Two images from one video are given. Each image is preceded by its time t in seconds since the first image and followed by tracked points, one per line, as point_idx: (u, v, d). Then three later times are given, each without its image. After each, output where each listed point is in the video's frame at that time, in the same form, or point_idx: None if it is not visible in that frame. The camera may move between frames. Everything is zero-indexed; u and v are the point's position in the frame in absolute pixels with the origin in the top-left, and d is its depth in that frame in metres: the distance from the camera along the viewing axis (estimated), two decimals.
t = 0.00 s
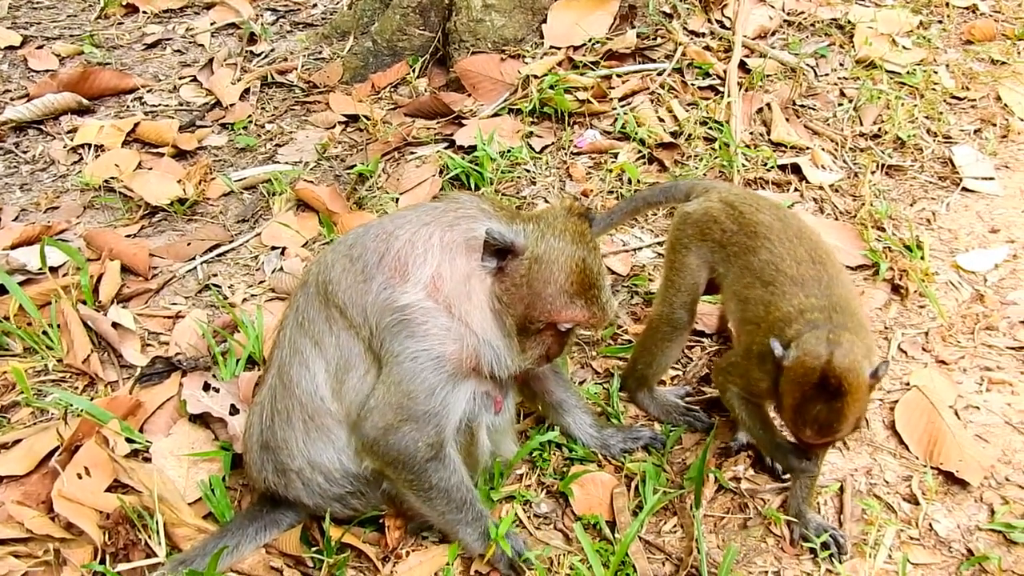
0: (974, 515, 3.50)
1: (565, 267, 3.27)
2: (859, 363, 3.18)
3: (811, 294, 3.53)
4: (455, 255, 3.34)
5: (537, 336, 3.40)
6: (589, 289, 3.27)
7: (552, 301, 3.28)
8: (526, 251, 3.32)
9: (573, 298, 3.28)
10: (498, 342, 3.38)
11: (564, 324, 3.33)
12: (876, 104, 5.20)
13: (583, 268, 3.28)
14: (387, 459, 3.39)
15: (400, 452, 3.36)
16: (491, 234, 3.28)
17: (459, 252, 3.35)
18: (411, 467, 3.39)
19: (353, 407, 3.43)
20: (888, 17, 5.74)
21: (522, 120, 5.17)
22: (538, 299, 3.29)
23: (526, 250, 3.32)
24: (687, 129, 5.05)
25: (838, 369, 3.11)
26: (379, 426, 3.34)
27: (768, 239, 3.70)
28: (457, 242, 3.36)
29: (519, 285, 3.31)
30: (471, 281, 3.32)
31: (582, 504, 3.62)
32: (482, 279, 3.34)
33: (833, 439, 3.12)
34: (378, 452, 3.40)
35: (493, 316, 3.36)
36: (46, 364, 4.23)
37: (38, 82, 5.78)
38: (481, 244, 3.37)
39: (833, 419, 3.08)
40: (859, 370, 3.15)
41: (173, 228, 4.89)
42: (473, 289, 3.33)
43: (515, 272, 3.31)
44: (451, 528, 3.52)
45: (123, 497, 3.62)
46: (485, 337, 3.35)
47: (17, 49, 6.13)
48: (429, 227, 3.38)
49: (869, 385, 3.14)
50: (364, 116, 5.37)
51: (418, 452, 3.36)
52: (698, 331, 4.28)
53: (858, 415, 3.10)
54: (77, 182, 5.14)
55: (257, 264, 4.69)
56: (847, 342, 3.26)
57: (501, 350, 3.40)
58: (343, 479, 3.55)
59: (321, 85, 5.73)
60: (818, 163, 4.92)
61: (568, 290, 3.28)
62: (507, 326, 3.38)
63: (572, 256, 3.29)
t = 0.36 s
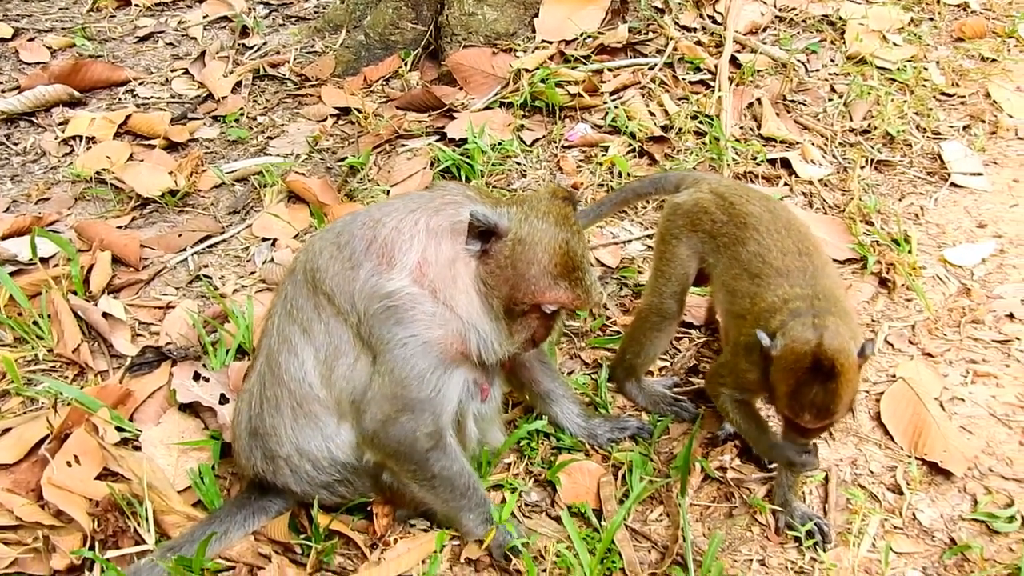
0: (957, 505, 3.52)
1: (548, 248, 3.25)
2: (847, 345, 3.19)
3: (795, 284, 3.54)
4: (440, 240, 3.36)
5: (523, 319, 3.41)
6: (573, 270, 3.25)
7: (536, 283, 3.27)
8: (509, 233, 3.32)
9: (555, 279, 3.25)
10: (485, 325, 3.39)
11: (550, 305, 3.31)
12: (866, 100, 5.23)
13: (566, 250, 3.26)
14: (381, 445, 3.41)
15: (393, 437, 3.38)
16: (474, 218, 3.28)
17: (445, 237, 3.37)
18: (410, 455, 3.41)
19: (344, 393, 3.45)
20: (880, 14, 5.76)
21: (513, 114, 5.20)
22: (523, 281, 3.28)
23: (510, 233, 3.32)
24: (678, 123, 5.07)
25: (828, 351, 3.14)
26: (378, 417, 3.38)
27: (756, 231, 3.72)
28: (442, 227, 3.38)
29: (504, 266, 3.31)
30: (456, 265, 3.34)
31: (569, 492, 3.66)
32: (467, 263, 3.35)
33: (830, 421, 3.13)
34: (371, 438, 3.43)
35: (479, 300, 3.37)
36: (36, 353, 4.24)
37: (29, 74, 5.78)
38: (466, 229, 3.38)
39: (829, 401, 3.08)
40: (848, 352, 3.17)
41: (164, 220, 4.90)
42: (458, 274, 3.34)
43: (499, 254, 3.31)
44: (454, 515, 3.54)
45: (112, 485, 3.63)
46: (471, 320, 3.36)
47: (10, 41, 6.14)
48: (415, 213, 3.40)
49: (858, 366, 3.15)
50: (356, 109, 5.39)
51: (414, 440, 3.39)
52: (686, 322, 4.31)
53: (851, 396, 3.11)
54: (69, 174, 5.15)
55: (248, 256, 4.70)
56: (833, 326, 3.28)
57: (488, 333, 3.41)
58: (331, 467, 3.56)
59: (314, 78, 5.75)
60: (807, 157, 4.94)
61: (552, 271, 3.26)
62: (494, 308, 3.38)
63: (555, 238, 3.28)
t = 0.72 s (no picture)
0: (929, 490, 3.56)
1: (534, 236, 3.35)
2: (829, 348, 3.11)
3: (764, 292, 3.47)
4: (422, 225, 3.37)
5: (508, 307, 3.47)
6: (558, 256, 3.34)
7: (523, 271, 3.35)
8: (493, 222, 3.37)
9: (542, 266, 3.35)
10: (465, 311, 3.43)
11: (536, 293, 3.40)
12: (844, 88, 5.25)
13: (551, 237, 3.35)
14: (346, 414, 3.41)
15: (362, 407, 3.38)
16: (459, 207, 3.33)
17: (426, 223, 3.39)
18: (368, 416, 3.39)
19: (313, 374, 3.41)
20: (858, 2, 5.78)
21: (492, 99, 5.19)
22: (509, 269, 3.35)
23: (494, 221, 3.37)
24: (656, 109, 5.07)
25: (816, 354, 3.04)
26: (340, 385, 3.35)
27: (726, 231, 3.70)
28: (423, 213, 3.39)
29: (489, 256, 3.37)
30: (438, 252, 3.37)
31: (544, 477, 3.67)
32: (449, 250, 3.39)
33: (818, 425, 3.05)
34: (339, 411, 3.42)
35: (460, 286, 3.41)
36: (11, 335, 4.21)
37: (6, 54, 5.73)
38: (448, 217, 3.41)
39: (817, 406, 2.99)
40: (833, 355, 3.09)
41: (141, 202, 4.88)
42: (440, 259, 3.37)
43: (484, 244, 3.36)
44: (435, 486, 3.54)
45: (87, 468, 3.64)
46: (451, 305, 3.39)
47: None
48: (396, 197, 3.40)
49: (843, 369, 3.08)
50: (335, 92, 5.37)
51: (373, 400, 3.37)
52: (662, 308, 4.33)
53: (837, 399, 3.03)
54: (45, 155, 5.11)
55: (225, 239, 4.68)
56: (817, 331, 3.17)
57: (468, 317, 3.45)
58: (308, 448, 3.56)
59: (293, 61, 5.72)
60: (785, 144, 4.96)
61: (537, 259, 3.35)
62: (475, 295, 3.43)
63: (540, 226, 3.36)
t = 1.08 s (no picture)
0: (910, 481, 3.56)
1: (518, 240, 3.35)
2: (801, 334, 3.08)
3: (740, 283, 3.49)
4: (405, 223, 3.36)
5: (495, 308, 3.49)
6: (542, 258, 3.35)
7: (508, 275, 3.37)
8: (477, 228, 3.37)
9: (525, 268, 3.36)
10: (449, 310, 3.45)
11: (523, 294, 3.41)
12: (823, 79, 5.27)
13: (535, 238, 3.36)
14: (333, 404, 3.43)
15: (351, 394, 3.39)
16: (442, 212, 3.32)
17: (409, 221, 3.37)
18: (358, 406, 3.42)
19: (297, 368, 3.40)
20: None
21: (472, 92, 5.18)
22: (494, 274, 3.37)
23: (478, 224, 3.37)
24: (637, 101, 5.08)
25: (782, 331, 3.01)
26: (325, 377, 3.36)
27: (702, 228, 3.70)
28: (406, 211, 3.38)
29: (472, 261, 3.38)
30: (422, 251, 3.37)
31: (526, 470, 3.66)
32: (433, 250, 3.39)
33: (779, 404, 3.00)
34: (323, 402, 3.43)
35: (442, 285, 3.42)
36: None
37: None
38: (431, 217, 3.40)
39: (778, 381, 2.95)
40: (804, 340, 3.05)
41: (120, 196, 4.84)
42: (423, 257, 3.37)
43: (468, 249, 3.37)
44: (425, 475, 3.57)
45: (67, 462, 3.58)
46: (436, 304, 3.41)
47: None
48: (379, 194, 3.38)
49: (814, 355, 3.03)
50: (314, 86, 5.35)
51: (355, 387, 3.37)
52: (643, 301, 4.34)
53: (801, 379, 2.97)
54: (23, 149, 5.06)
55: (205, 232, 4.65)
56: (792, 313, 3.19)
57: (452, 315, 3.46)
58: (289, 442, 3.54)
59: (272, 54, 5.69)
60: (765, 136, 4.97)
61: (521, 261, 3.36)
62: (459, 296, 3.45)
63: (523, 229, 3.36)
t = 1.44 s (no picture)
0: (905, 479, 3.56)
1: (512, 234, 3.31)
2: (785, 329, 3.19)
3: (736, 272, 3.56)
4: (399, 219, 3.32)
5: (488, 304, 3.43)
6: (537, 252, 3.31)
7: (501, 270, 3.32)
8: (471, 222, 3.33)
9: (520, 263, 3.32)
10: (444, 306, 3.40)
11: (516, 291, 3.37)
12: (817, 76, 5.26)
13: (529, 234, 3.32)
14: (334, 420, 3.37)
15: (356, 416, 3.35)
16: (437, 206, 3.28)
17: (404, 217, 3.34)
18: (361, 424, 3.37)
19: (293, 368, 3.40)
20: None
21: (465, 88, 5.16)
22: (488, 269, 3.32)
23: (472, 219, 3.33)
24: (630, 98, 5.06)
25: (762, 324, 3.14)
26: (324, 389, 3.32)
27: (699, 219, 3.72)
28: (401, 207, 3.35)
29: (467, 256, 3.33)
30: (416, 248, 3.33)
31: (520, 467, 3.66)
32: (427, 247, 3.35)
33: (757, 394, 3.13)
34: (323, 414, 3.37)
35: (437, 282, 3.38)
36: None
37: None
38: (425, 213, 3.37)
39: (756, 372, 3.09)
40: (785, 333, 3.17)
41: (112, 193, 4.82)
42: (418, 255, 3.33)
43: (461, 244, 3.32)
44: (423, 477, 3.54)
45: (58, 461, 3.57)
46: (431, 300, 3.37)
47: None
48: (372, 190, 3.36)
49: (796, 348, 3.14)
50: (307, 82, 5.33)
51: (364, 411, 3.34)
52: (637, 298, 4.33)
53: (780, 372, 3.10)
54: (15, 146, 5.03)
55: (197, 230, 4.63)
56: (775, 306, 3.31)
57: (446, 312, 3.42)
58: (283, 441, 3.51)
59: (265, 51, 5.68)
60: (758, 133, 4.97)
61: (516, 257, 3.32)
62: (454, 292, 3.40)
63: (518, 224, 3.33)
